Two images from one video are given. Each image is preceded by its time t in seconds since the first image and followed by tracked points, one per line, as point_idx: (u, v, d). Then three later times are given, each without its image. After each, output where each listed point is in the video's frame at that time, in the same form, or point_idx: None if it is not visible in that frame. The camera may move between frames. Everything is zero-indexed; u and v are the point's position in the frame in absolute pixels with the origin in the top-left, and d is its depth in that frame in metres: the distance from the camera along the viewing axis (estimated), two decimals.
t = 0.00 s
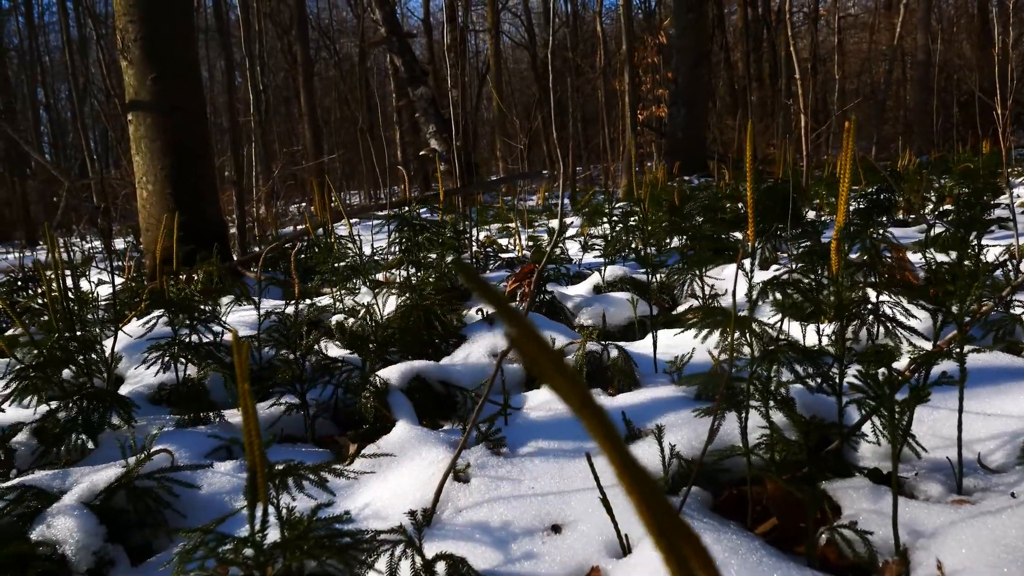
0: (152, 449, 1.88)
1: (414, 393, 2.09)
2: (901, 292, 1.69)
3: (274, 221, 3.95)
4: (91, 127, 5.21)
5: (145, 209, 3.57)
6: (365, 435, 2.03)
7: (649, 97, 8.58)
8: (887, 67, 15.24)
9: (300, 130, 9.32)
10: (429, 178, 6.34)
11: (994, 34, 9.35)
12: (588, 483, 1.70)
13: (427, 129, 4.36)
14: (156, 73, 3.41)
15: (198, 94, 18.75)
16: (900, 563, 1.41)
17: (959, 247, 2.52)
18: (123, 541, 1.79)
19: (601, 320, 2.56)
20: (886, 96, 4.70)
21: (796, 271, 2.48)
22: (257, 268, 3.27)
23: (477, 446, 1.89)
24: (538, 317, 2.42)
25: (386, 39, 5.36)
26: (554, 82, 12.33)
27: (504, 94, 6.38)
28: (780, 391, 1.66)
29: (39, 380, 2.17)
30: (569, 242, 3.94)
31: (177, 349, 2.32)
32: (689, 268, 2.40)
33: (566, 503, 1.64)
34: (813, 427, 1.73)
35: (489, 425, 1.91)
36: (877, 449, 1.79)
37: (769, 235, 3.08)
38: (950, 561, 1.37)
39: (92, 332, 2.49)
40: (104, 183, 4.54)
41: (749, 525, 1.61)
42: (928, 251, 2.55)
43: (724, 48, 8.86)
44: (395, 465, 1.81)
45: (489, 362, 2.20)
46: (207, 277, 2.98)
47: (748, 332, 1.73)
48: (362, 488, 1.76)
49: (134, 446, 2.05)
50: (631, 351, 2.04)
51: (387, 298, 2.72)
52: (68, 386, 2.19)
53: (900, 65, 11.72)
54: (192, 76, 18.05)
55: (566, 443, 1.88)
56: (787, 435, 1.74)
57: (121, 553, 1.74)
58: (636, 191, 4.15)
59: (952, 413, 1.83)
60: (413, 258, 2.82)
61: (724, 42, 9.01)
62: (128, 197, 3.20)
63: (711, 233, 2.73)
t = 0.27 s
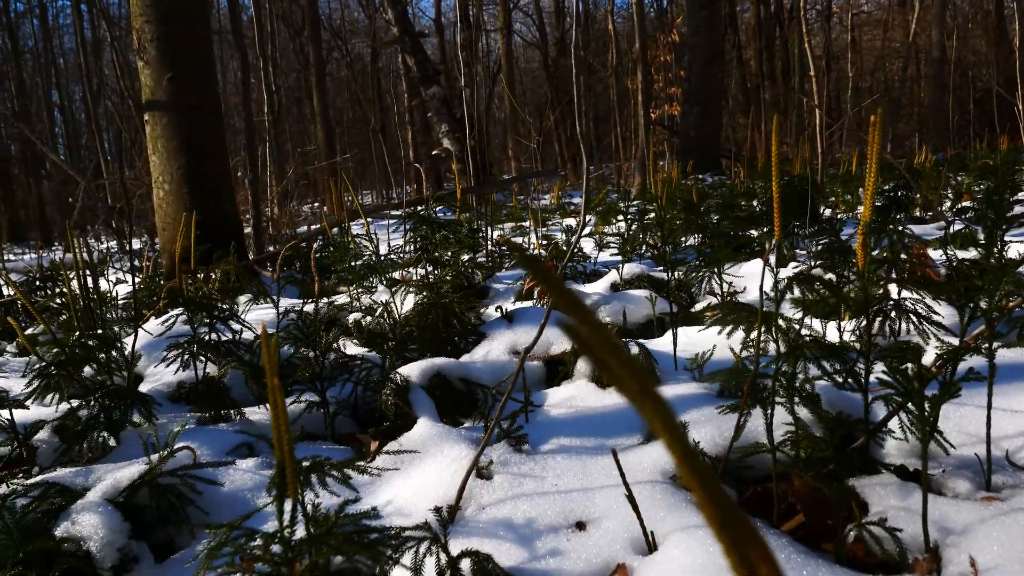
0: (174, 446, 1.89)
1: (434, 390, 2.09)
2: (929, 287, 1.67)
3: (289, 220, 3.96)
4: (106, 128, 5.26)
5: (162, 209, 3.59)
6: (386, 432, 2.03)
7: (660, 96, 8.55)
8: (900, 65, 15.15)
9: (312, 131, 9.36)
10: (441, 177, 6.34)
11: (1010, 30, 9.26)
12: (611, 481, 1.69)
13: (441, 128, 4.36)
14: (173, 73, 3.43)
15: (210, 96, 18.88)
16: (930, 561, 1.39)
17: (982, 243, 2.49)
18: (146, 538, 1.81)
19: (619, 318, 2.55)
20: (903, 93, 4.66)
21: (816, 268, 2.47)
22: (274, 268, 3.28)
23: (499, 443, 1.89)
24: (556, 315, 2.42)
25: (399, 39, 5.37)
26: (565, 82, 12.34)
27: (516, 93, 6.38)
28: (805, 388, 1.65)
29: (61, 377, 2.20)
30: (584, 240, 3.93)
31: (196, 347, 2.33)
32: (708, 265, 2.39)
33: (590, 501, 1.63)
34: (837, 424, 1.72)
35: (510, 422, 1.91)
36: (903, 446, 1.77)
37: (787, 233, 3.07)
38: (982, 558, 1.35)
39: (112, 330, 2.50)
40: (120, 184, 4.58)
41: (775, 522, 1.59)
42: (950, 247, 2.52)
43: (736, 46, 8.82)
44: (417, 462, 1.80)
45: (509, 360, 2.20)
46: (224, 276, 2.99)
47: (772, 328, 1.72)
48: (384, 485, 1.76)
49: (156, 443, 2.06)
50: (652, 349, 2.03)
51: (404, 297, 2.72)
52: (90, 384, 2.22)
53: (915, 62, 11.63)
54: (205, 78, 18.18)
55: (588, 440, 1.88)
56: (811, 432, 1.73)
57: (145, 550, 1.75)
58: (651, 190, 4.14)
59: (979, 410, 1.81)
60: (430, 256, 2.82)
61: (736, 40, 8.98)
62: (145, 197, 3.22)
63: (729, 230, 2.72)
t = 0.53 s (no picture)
0: (193, 444, 1.89)
1: (452, 389, 2.09)
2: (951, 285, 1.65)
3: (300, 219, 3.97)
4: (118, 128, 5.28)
5: (176, 209, 3.61)
6: (403, 431, 2.03)
7: (671, 95, 8.53)
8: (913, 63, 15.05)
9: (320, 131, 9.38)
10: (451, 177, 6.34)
11: None
12: (632, 480, 1.68)
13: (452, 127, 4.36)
14: (186, 73, 3.44)
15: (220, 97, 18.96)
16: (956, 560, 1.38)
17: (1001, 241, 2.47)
18: (166, 536, 1.81)
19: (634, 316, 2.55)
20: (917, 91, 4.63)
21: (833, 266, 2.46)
22: (287, 267, 3.29)
23: (518, 442, 1.88)
24: (572, 314, 2.41)
25: (409, 39, 5.38)
26: (573, 81, 12.33)
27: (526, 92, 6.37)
28: (827, 386, 1.64)
29: (78, 376, 2.21)
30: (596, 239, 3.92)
31: (212, 345, 2.33)
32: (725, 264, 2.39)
33: (611, 499, 1.63)
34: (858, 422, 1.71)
35: (529, 421, 1.91)
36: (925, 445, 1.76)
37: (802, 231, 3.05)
38: (1010, 558, 1.34)
39: (128, 329, 2.51)
40: (133, 183, 4.60)
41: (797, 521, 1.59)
42: (969, 246, 2.51)
43: (746, 45, 8.78)
44: (436, 461, 1.80)
45: (525, 359, 2.20)
46: (238, 275, 3.00)
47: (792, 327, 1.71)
48: (403, 483, 1.76)
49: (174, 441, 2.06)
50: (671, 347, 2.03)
51: (418, 296, 2.72)
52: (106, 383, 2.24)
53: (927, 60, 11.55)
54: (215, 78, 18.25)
55: (607, 439, 1.87)
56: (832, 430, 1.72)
57: (165, 548, 1.75)
58: (663, 189, 4.13)
59: (1002, 409, 1.79)
60: (444, 255, 2.82)
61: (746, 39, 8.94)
62: (159, 197, 3.24)
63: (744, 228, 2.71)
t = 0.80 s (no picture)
0: (208, 442, 1.89)
1: (466, 387, 2.09)
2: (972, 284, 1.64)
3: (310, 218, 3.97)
4: (127, 127, 5.31)
5: (186, 208, 3.62)
6: (418, 429, 2.03)
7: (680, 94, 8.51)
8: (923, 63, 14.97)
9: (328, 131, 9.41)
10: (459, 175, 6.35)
11: None
12: (649, 479, 1.68)
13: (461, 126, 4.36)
14: (197, 73, 3.44)
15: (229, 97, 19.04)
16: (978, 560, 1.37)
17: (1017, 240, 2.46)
18: (181, 534, 1.78)
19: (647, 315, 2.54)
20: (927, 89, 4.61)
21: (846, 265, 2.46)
22: (298, 266, 3.29)
23: (533, 440, 1.88)
24: (586, 312, 2.41)
25: (417, 38, 5.39)
26: (580, 81, 12.31)
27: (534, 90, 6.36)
28: (844, 385, 1.63)
29: (92, 374, 2.22)
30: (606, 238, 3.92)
31: (225, 344, 2.33)
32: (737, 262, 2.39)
33: (629, 499, 1.62)
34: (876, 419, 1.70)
35: (544, 419, 1.90)
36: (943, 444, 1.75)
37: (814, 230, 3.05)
38: None
39: (142, 328, 2.52)
40: (143, 183, 4.62)
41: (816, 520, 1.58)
42: (985, 244, 2.49)
43: (754, 44, 8.76)
44: (452, 460, 1.79)
45: (539, 358, 2.20)
46: (250, 274, 3.00)
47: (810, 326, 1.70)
48: (419, 482, 1.75)
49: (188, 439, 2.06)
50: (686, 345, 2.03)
51: (430, 294, 2.73)
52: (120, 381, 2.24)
53: (937, 59, 11.49)
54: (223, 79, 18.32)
55: (622, 438, 1.87)
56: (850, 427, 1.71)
57: (181, 546, 1.74)
58: (673, 188, 4.12)
59: (1021, 408, 1.78)
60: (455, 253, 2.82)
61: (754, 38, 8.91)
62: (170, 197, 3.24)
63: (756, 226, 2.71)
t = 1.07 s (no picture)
0: (226, 440, 1.89)
1: (482, 387, 2.08)
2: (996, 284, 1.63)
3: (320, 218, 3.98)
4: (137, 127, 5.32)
5: (198, 207, 3.63)
6: (434, 428, 2.03)
7: (688, 94, 8.50)
8: (932, 63, 14.92)
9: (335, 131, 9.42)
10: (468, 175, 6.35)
11: None
12: (668, 479, 1.67)
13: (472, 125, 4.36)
14: (209, 71, 3.45)
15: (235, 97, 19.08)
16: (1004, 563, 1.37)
17: None
18: (198, 533, 1.78)
19: (661, 315, 2.54)
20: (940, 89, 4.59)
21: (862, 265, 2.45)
22: (311, 265, 3.29)
23: (551, 440, 1.87)
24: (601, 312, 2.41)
25: (427, 38, 5.39)
26: (587, 81, 12.30)
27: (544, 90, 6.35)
28: (865, 386, 1.62)
29: (108, 372, 2.22)
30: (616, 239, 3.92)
31: (239, 342, 2.34)
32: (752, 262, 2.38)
33: (649, 499, 1.61)
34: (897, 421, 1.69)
35: (562, 419, 1.90)
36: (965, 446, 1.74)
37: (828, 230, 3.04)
38: None
39: (156, 326, 2.52)
40: (154, 182, 4.63)
41: (838, 522, 1.57)
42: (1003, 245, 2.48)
43: (763, 44, 8.74)
44: (469, 459, 1.79)
45: (555, 357, 2.20)
46: (262, 273, 3.01)
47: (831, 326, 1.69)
48: (436, 481, 1.74)
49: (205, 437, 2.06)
50: (703, 346, 2.02)
51: (443, 293, 2.72)
52: (136, 379, 2.25)
53: (947, 60, 11.43)
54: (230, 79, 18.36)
55: (639, 438, 1.86)
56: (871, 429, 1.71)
57: (199, 544, 1.73)
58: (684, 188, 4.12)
59: None
60: (469, 253, 2.82)
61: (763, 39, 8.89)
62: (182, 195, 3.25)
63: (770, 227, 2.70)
